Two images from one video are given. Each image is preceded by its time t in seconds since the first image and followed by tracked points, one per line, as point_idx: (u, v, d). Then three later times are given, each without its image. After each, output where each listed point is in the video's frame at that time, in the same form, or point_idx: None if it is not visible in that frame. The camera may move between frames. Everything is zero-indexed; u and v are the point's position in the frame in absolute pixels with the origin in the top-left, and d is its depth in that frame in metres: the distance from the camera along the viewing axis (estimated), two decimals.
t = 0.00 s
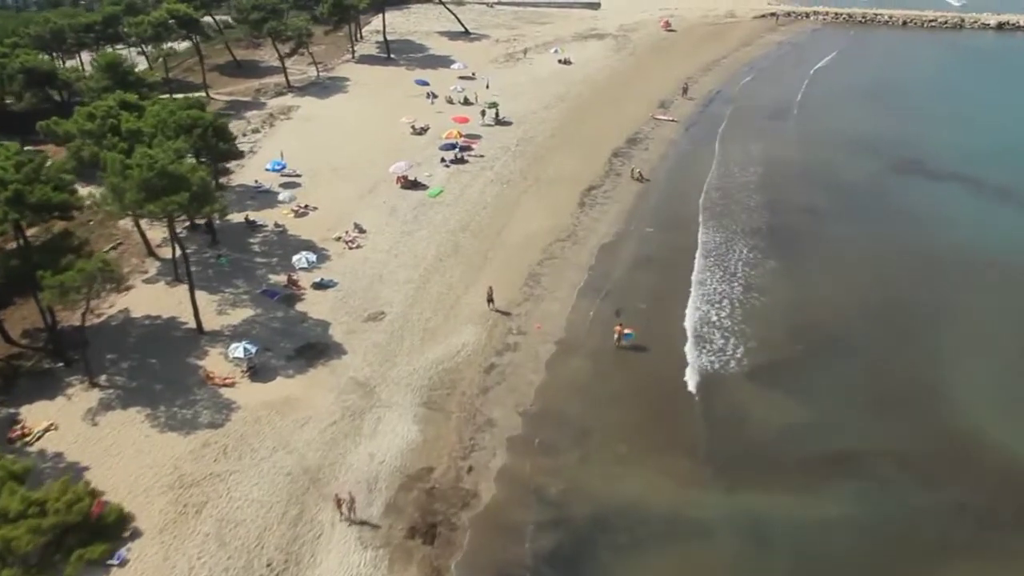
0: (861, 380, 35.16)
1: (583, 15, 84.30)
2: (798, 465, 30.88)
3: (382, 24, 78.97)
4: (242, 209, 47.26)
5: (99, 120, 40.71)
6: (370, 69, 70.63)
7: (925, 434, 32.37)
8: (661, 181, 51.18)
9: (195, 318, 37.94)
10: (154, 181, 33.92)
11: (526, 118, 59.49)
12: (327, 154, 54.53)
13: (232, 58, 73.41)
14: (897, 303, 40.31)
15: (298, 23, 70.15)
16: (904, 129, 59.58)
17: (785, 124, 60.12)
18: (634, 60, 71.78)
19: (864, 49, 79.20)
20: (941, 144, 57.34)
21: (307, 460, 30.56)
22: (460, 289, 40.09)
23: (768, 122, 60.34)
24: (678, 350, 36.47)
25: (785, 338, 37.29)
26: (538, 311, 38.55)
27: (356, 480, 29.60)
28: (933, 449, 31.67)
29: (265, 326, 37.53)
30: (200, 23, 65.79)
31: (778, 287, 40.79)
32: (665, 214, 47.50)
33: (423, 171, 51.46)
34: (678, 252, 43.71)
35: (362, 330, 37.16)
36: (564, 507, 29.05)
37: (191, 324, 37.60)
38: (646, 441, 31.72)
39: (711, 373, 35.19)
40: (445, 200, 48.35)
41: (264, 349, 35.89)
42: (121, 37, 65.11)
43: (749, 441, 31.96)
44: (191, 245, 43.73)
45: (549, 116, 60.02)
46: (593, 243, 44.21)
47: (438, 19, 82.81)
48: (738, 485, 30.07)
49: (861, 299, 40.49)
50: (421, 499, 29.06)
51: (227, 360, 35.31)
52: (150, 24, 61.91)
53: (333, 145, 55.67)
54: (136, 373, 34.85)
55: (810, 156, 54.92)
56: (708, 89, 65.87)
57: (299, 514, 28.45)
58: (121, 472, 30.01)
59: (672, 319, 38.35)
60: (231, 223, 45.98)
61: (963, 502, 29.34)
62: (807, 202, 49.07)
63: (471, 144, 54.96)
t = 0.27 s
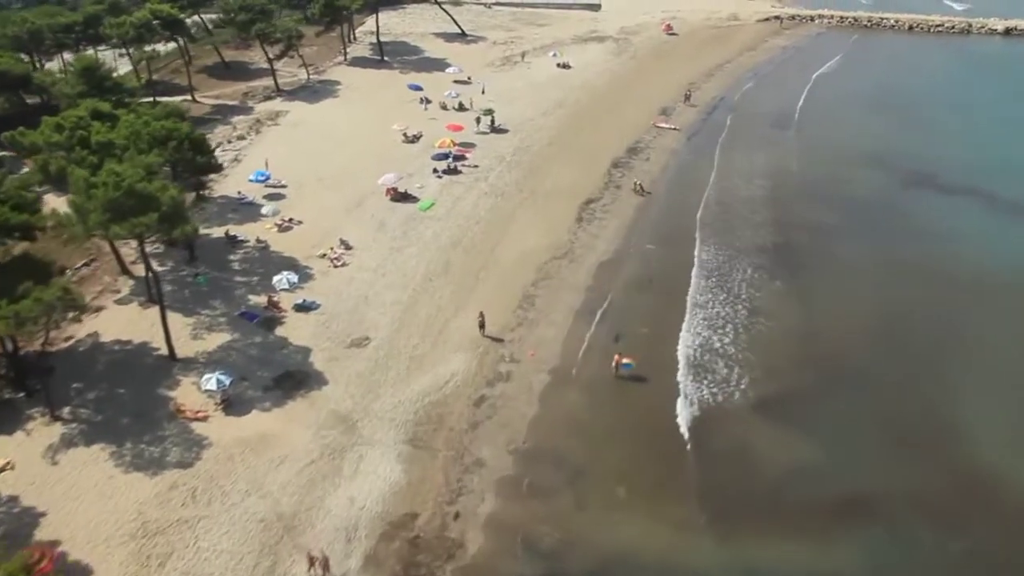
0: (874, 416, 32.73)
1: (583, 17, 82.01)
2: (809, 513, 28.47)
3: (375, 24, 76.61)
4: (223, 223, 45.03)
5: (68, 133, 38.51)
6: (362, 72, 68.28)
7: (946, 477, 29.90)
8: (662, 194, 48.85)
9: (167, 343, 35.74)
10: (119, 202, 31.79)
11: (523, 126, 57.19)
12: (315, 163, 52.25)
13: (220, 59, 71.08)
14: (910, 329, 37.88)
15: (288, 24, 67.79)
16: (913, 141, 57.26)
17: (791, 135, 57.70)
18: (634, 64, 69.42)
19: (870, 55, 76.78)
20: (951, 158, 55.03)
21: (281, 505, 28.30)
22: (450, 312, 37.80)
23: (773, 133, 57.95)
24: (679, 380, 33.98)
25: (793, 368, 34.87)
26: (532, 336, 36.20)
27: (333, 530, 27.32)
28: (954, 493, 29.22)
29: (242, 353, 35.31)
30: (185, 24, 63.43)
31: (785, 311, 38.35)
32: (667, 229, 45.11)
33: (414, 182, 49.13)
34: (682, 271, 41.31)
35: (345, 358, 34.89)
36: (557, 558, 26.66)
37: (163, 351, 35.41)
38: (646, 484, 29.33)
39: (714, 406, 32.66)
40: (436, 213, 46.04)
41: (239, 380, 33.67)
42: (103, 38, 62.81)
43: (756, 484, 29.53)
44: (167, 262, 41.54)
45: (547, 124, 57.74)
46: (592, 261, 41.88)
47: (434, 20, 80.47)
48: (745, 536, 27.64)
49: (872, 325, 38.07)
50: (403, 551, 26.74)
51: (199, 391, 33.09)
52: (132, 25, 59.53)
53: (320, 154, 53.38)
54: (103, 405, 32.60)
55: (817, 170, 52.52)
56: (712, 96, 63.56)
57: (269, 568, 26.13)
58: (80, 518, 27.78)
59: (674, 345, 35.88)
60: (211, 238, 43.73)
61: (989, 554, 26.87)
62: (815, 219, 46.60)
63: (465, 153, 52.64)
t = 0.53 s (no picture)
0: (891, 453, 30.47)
1: (583, 17, 79.76)
2: (822, 565, 26.28)
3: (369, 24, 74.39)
4: (203, 238, 42.87)
5: (36, 144, 36.38)
6: (354, 73, 66.07)
7: (969, 524, 27.66)
8: (664, 207, 46.67)
9: (138, 371, 33.67)
10: (83, 222, 29.55)
11: (519, 133, 55.04)
12: (301, 171, 50.04)
13: (208, 59, 68.82)
14: (926, 355, 35.63)
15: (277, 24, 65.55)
16: (924, 150, 55.00)
17: (797, 144, 55.48)
18: (635, 68, 67.27)
19: (877, 59, 74.45)
20: (964, 168, 52.78)
21: (253, 555, 26.20)
22: (440, 337, 35.66)
23: (779, 142, 55.75)
24: (680, 414, 31.76)
25: (802, 400, 32.64)
26: (525, 365, 34.09)
27: None
28: (978, 542, 27.00)
29: (217, 381, 33.21)
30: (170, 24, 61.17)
31: (793, 336, 36.13)
32: (669, 246, 42.97)
33: (404, 193, 46.98)
34: (683, 291, 39.18)
35: (327, 388, 32.79)
36: None
37: (133, 379, 33.33)
38: (647, 530, 27.14)
39: (718, 444, 30.42)
40: (427, 227, 43.88)
41: (213, 412, 31.60)
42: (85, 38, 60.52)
43: (764, 530, 27.31)
44: (142, 280, 39.45)
45: (544, 130, 55.56)
46: (590, 281, 39.74)
47: (430, 19, 78.28)
48: None
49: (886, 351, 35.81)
50: None
51: (170, 425, 31.02)
52: (114, 25, 57.22)
53: (308, 161, 51.15)
54: (67, 439, 30.59)
55: (824, 182, 50.30)
56: (715, 102, 61.39)
57: None
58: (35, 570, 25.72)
59: (677, 374, 33.75)
60: (190, 254, 41.61)
61: None
62: (824, 234, 44.34)
63: (459, 162, 50.48)
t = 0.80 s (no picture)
0: (908, 496, 28.41)
1: (583, 17, 77.62)
2: None
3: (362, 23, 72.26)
4: (182, 253, 40.81)
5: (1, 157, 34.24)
6: (346, 75, 63.96)
7: None
8: (666, 221, 44.61)
9: (108, 401, 31.64)
10: (45, 245, 27.42)
11: (516, 140, 52.97)
12: (288, 179, 47.91)
13: (196, 60, 66.63)
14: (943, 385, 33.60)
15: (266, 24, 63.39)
16: (935, 160, 52.94)
17: (804, 153, 53.44)
18: (637, 70, 65.16)
19: (885, 62, 72.33)
20: (978, 179, 50.74)
21: None
22: (429, 363, 33.61)
23: (785, 151, 53.69)
24: (683, 452, 29.75)
25: (812, 436, 30.60)
26: (520, 396, 32.09)
27: None
28: None
29: (191, 413, 31.19)
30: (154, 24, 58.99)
31: (802, 365, 34.11)
32: (672, 264, 40.93)
33: (395, 204, 44.90)
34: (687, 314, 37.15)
35: (307, 421, 30.78)
36: None
37: (101, 410, 31.28)
38: None
39: (724, 486, 28.42)
40: (417, 241, 41.80)
41: (185, 448, 29.57)
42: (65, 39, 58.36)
43: None
44: (116, 300, 37.40)
45: (542, 137, 53.47)
46: (588, 302, 37.69)
47: (425, 18, 76.17)
48: None
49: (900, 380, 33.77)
50: None
51: (138, 462, 28.96)
52: (95, 26, 54.96)
53: (294, 169, 49.01)
54: (28, 477, 28.55)
55: (833, 195, 48.28)
56: (719, 108, 59.31)
57: None
58: None
59: (680, 407, 31.77)
60: (168, 270, 39.55)
61: None
62: (833, 252, 42.31)
63: (452, 171, 48.39)
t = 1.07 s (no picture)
0: (928, 546, 26.51)
1: (585, 18, 75.62)
2: None
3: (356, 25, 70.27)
4: (162, 272, 38.83)
5: None
6: (339, 79, 61.93)
7: None
8: (669, 238, 42.64)
9: (75, 437, 29.67)
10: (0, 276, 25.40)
11: (513, 149, 50.95)
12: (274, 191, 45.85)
13: (185, 63, 64.68)
14: (962, 421, 31.69)
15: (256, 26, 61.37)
16: (949, 173, 50.96)
17: (813, 164, 51.43)
18: (639, 75, 63.14)
19: (895, 66, 70.23)
20: (993, 194, 48.74)
21: None
22: (418, 396, 31.67)
23: (794, 161, 51.67)
24: (687, 497, 27.86)
25: (824, 479, 28.71)
26: (514, 433, 30.17)
27: None
28: None
29: (164, 450, 29.24)
30: (139, 27, 56.98)
31: (812, 399, 32.20)
32: (675, 285, 38.97)
33: (386, 218, 42.88)
34: (691, 341, 35.21)
35: (287, 461, 28.84)
36: None
37: (68, 447, 29.30)
38: None
39: (730, 535, 26.53)
40: (409, 259, 39.80)
41: (156, 491, 27.60)
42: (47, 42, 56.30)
43: None
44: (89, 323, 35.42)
45: (541, 146, 51.48)
46: (587, 327, 35.74)
47: (421, 19, 74.17)
48: None
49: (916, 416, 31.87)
50: None
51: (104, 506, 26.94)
52: (76, 30, 53.03)
53: (282, 179, 46.97)
54: None
55: (844, 209, 46.30)
56: (724, 115, 57.27)
57: None
58: None
59: (683, 446, 29.85)
60: (145, 291, 37.57)
61: None
62: (844, 273, 40.38)
63: (446, 183, 46.35)
